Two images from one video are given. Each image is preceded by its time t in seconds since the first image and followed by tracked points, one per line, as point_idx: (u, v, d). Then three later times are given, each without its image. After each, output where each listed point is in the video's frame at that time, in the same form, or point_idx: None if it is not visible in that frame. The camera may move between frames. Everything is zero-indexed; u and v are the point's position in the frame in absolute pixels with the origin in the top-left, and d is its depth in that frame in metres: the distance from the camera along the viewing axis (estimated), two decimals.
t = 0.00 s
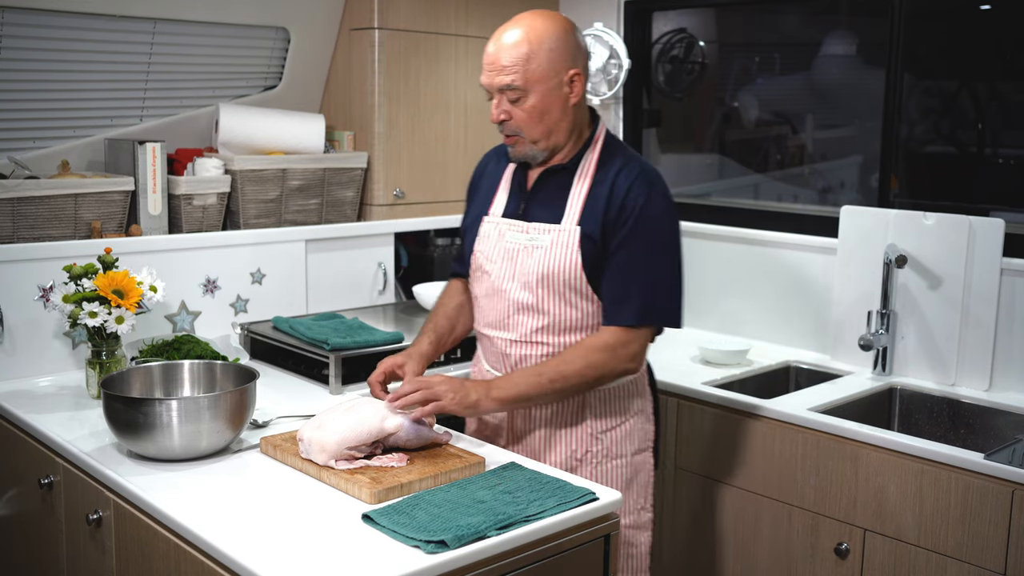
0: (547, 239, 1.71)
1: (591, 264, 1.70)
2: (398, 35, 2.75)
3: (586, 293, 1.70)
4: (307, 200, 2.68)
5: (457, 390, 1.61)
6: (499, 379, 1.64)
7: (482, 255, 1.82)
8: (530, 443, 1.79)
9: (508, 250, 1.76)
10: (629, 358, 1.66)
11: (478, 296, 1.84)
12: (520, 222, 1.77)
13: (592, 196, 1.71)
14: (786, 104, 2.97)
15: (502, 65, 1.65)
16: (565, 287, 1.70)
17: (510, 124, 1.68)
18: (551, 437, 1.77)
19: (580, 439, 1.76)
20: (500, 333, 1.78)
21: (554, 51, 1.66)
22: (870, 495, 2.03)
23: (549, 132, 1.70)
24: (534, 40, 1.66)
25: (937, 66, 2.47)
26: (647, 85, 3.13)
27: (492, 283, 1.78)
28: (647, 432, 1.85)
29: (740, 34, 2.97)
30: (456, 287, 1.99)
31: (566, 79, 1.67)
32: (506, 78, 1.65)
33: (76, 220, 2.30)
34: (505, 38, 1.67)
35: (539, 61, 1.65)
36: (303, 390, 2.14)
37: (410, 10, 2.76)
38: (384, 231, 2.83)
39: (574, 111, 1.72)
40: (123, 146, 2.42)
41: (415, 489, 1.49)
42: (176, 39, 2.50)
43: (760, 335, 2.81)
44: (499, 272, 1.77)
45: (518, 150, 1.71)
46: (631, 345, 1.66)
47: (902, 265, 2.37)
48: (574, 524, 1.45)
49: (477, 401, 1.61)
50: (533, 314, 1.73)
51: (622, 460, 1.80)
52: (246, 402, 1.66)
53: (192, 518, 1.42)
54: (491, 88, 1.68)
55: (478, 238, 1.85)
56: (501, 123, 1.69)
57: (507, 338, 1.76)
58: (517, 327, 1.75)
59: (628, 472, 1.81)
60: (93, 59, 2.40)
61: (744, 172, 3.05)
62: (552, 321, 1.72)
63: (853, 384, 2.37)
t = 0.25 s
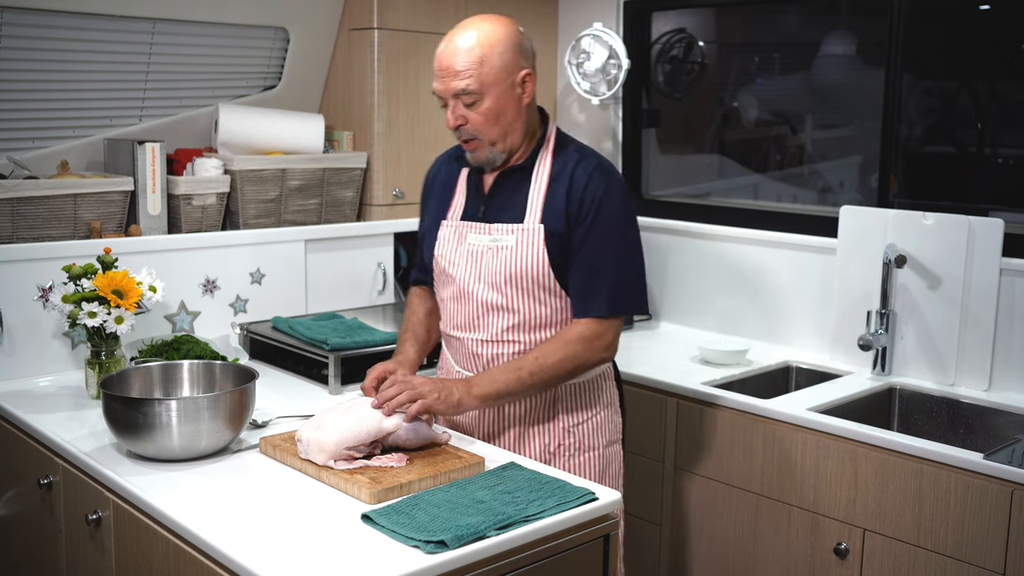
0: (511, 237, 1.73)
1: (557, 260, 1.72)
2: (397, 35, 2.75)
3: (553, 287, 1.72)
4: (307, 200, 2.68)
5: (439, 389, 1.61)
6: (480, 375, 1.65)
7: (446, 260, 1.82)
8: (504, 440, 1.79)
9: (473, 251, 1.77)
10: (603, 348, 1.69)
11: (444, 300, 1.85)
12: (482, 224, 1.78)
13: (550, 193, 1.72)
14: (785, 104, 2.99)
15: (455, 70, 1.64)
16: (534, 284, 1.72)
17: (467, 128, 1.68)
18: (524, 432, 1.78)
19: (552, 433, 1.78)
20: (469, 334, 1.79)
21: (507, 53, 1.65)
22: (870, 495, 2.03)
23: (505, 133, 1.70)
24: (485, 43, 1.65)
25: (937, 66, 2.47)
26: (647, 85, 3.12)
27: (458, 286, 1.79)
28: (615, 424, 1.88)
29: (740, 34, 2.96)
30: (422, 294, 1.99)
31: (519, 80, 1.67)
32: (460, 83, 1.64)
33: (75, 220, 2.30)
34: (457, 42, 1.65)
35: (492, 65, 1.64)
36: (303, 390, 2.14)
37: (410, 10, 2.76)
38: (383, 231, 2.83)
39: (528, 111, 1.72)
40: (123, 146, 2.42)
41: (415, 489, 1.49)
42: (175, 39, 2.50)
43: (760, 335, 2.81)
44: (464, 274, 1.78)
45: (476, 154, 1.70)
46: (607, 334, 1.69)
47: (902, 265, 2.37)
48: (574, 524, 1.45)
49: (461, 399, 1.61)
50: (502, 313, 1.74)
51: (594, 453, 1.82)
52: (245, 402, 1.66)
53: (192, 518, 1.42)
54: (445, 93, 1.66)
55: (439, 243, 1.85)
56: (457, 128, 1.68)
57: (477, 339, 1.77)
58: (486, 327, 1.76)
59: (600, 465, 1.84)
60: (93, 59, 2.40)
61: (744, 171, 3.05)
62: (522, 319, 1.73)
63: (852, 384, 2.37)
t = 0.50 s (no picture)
0: (494, 235, 1.72)
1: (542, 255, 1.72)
2: (398, 35, 2.75)
3: (540, 281, 1.73)
4: (307, 200, 2.68)
5: (440, 386, 1.60)
6: (479, 370, 1.64)
7: (427, 263, 1.81)
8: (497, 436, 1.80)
9: (454, 251, 1.77)
10: (597, 336, 1.70)
11: (426, 301, 1.84)
12: (462, 223, 1.77)
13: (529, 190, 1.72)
14: (786, 104, 2.96)
15: (429, 72, 1.62)
16: (521, 280, 1.72)
17: (443, 129, 1.66)
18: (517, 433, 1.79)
19: (543, 430, 1.79)
20: (457, 334, 1.79)
21: (479, 53, 1.64)
22: (870, 494, 2.03)
23: (481, 131, 1.69)
24: (458, 43, 1.63)
25: (937, 66, 2.47)
26: (647, 85, 3.14)
27: (441, 288, 1.78)
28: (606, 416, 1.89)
29: (740, 34, 2.96)
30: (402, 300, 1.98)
31: (492, 78, 1.66)
32: (434, 84, 1.62)
33: (76, 220, 2.30)
34: (430, 43, 1.63)
35: (468, 64, 1.63)
36: (303, 390, 2.14)
37: (410, 10, 2.76)
38: (383, 231, 2.83)
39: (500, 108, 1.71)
40: (123, 146, 2.42)
41: (415, 489, 1.49)
42: (175, 39, 2.50)
43: (760, 335, 2.81)
44: (447, 275, 1.77)
45: (453, 154, 1.69)
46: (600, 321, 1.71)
47: (902, 265, 2.37)
48: (574, 524, 1.45)
49: (463, 395, 1.61)
50: (491, 311, 1.75)
51: (586, 445, 1.83)
52: (245, 401, 1.66)
53: (192, 518, 1.42)
54: (419, 96, 1.64)
55: (418, 245, 1.84)
56: (433, 130, 1.66)
57: (466, 338, 1.77)
58: (474, 326, 1.76)
59: (592, 456, 1.85)
60: (93, 59, 2.40)
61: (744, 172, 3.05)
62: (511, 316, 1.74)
63: (852, 384, 2.37)
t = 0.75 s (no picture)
0: (488, 235, 1.72)
1: (539, 254, 1.72)
2: (397, 35, 2.75)
3: (536, 280, 1.73)
4: (307, 200, 2.68)
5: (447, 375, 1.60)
6: (485, 360, 1.64)
7: (422, 264, 1.81)
8: (495, 433, 1.80)
9: (449, 252, 1.77)
10: (603, 330, 1.71)
11: (422, 303, 1.84)
12: (456, 224, 1.77)
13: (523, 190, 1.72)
14: (786, 104, 2.97)
15: (418, 77, 1.62)
16: (516, 279, 1.72)
17: (435, 133, 1.66)
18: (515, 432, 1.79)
19: (542, 429, 1.78)
20: (453, 335, 1.78)
21: (468, 55, 1.64)
22: (870, 494, 2.03)
23: (472, 133, 1.69)
24: (446, 47, 1.63)
25: (937, 66, 2.47)
26: (647, 85, 3.13)
27: (437, 289, 1.78)
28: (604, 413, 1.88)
29: (740, 34, 2.96)
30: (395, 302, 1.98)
31: (481, 79, 1.66)
32: (425, 89, 1.62)
33: (75, 220, 2.30)
34: (418, 47, 1.63)
35: (457, 67, 1.63)
36: (303, 390, 2.14)
37: (410, 10, 2.76)
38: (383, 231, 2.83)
39: (490, 108, 1.71)
40: (124, 146, 2.42)
41: (415, 489, 1.49)
42: (175, 39, 2.50)
43: (759, 335, 2.81)
44: (442, 275, 1.77)
45: (446, 157, 1.70)
46: (605, 317, 1.71)
47: (902, 265, 2.37)
48: (574, 523, 1.45)
49: (470, 384, 1.60)
50: (487, 311, 1.75)
51: (585, 442, 1.82)
52: (245, 401, 1.66)
53: (192, 518, 1.42)
54: (409, 101, 1.64)
55: (412, 248, 1.84)
56: (425, 134, 1.66)
57: (463, 339, 1.77)
58: (471, 326, 1.76)
59: (592, 454, 1.84)
60: (93, 59, 2.40)
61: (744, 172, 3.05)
62: (507, 314, 1.74)
63: (852, 384, 2.37)
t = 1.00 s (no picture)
0: (489, 235, 1.72)
1: (539, 255, 1.72)
2: (397, 35, 2.75)
3: (536, 282, 1.73)
4: (307, 200, 2.68)
5: (442, 374, 1.62)
6: (479, 359, 1.64)
7: (423, 264, 1.82)
8: (496, 435, 1.80)
9: (450, 252, 1.77)
10: (602, 334, 1.70)
11: (423, 303, 1.85)
12: (457, 224, 1.77)
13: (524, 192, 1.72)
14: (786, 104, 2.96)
15: (422, 77, 1.61)
16: (516, 281, 1.72)
17: (439, 134, 1.65)
18: (516, 434, 1.79)
19: (543, 431, 1.78)
20: (454, 335, 1.79)
21: (472, 55, 1.64)
22: (870, 495, 2.03)
23: (476, 133, 1.69)
24: (450, 47, 1.63)
25: (937, 66, 2.47)
26: (647, 85, 3.13)
27: (438, 289, 1.79)
28: (605, 414, 1.88)
29: (740, 34, 2.96)
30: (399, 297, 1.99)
31: (485, 81, 1.66)
32: (429, 89, 1.61)
33: (75, 220, 2.30)
34: (423, 48, 1.62)
35: (461, 67, 1.62)
36: (303, 390, 2.14)
37: (409, 11, 2.76)
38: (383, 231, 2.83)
39: (493, 109, 1.71)
40: (123, 146, 2.42)
41: (415, 489, 1.49)
42: (175, 39, 2.50)
43: (759, 335, 2.81)
44: (443, 275, 1.77)
45: (449, 158, 1.69)
46: (605, 320, 1.70)
47: (902, 265, 2.37)
48: (574, 524, 1.45)
49: (462, 383, 1.61)
50: (487, 312, 1.75)
51: (586, 444, 1.82)
52: (245, 402, 1.66)
53: (192, 518, 1.42)
54: (413, 101, 1.63)
55: (415, 247, 1.85)
56: (429, 135, 1.66)
57: (463, 339, 1.77)
58: (471, 327, 1.76)
59: (593, 455, 1.84)
60: (93, 59, 2.40)
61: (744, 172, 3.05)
62: (507, 316, 1.74)
63: (852, 384, 2.37)
